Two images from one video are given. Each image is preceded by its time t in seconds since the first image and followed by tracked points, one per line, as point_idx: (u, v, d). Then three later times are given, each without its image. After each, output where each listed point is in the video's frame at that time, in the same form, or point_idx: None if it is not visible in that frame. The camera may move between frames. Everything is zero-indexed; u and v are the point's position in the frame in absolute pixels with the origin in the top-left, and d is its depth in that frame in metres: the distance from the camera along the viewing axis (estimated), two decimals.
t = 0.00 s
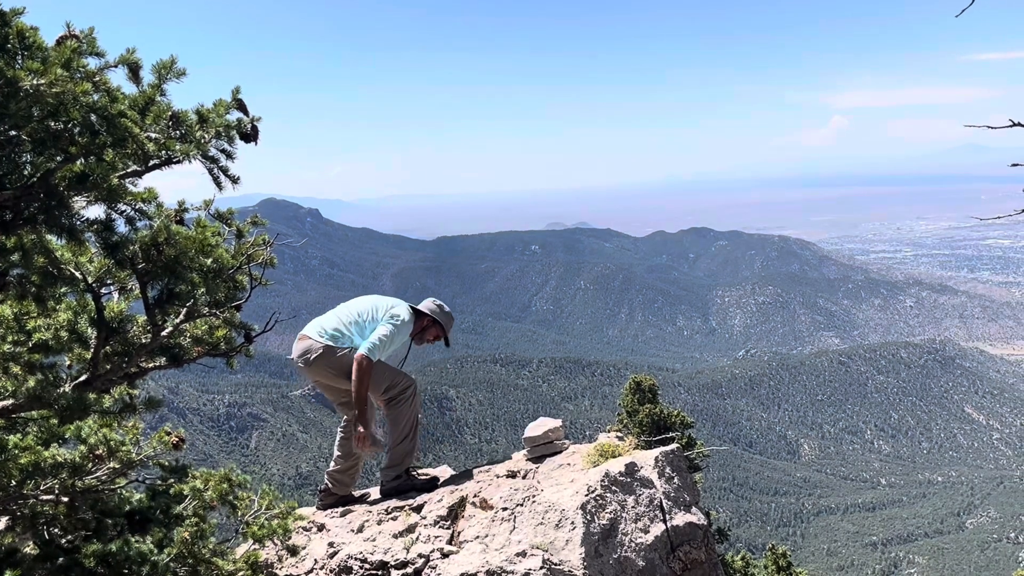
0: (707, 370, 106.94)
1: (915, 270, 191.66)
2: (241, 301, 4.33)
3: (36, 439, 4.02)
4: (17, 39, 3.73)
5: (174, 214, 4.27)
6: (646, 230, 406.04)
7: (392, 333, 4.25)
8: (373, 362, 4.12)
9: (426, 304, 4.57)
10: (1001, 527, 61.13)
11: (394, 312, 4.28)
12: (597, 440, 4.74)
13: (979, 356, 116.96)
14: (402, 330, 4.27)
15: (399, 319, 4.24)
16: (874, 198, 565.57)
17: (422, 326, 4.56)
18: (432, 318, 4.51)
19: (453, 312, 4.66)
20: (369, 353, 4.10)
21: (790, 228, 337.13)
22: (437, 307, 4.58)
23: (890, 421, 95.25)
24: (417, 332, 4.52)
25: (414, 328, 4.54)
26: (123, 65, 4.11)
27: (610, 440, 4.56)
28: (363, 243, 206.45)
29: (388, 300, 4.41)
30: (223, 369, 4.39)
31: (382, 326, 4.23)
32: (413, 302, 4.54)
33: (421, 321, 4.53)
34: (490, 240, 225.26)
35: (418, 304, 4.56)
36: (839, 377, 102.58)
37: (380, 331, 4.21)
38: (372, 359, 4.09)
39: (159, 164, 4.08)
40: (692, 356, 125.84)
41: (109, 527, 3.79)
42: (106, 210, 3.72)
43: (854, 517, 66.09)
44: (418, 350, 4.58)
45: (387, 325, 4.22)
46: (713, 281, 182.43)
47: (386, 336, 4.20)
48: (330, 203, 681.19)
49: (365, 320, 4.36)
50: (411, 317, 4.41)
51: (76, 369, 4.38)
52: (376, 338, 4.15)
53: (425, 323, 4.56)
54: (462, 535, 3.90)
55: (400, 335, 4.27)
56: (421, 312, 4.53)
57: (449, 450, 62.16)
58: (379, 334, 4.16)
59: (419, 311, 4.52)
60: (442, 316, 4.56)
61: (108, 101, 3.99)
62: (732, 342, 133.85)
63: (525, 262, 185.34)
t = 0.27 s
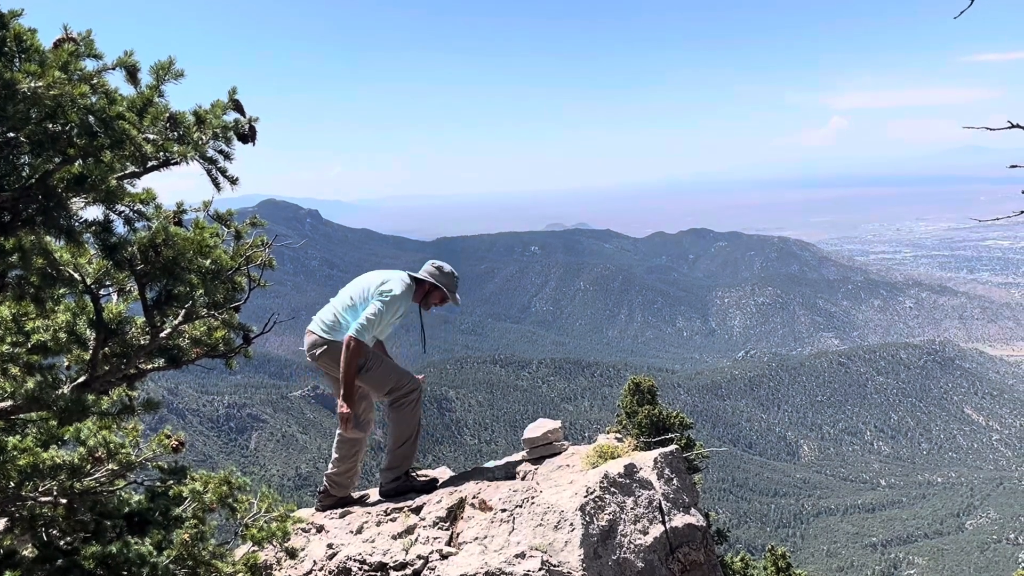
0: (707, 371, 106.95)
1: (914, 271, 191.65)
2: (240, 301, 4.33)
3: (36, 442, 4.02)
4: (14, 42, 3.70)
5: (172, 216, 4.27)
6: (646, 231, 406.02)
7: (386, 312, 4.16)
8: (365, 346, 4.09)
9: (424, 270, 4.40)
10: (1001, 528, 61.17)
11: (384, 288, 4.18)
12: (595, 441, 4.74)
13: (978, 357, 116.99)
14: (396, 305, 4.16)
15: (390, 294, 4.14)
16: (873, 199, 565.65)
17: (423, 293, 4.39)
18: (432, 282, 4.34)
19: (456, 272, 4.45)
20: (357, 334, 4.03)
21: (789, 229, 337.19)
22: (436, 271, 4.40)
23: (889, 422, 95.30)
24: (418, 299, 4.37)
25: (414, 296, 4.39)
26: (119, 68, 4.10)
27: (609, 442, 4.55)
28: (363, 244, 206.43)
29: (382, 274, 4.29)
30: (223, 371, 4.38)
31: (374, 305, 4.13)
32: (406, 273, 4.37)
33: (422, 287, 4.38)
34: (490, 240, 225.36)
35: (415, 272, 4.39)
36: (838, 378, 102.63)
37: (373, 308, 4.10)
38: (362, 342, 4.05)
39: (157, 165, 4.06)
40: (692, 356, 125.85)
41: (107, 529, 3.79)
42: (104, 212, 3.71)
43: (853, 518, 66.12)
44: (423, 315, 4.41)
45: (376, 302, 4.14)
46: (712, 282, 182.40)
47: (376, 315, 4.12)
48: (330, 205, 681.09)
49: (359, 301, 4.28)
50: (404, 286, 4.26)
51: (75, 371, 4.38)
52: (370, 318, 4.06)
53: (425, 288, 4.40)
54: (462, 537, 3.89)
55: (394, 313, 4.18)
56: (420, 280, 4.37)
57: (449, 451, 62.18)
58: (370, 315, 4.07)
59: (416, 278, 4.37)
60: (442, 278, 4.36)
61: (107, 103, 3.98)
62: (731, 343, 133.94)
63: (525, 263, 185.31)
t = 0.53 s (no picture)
0: (707, 372, 106.95)
1: (914, 273, 191.63)
2: (240, 302, 4.34)
3: (34, 446, 4.02)
4: (14, 45, 3.70)
5: (171, 217, 4.26)
6: (645, 233, 406.12)
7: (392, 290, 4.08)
8: (375, 330, 4.04)
9: (427, 237, 4.26)
10: (1001, 530, 61.21)
11: (387, 264, 4.08)
12: (595, 443, 4.74)
13: (978, 359, 117.00)
14: (401, 280, 4.08)
15: (392, 271, 4.04)
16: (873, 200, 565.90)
17: (428, 259, 4.25)
18: (436, 250, 4.21)
19: (459, 234, 4.30)
20: (366, 316, 3.98)
21: (789, 231, 337.37)
22: (440, 237, 4.25)
23: (889, 424, 95.32)
24: (422, 266, 4.22)
25: (419, 263, 4.24)
26: (119, 69, 4.09)
27: (608, 444, 4.56)
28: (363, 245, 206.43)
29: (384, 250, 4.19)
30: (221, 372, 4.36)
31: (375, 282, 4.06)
32: (409, 242, 4.25)
33: (425, 255, 4.24)
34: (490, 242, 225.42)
35: (417, 242, 4.26)
36: (838, 380, 102.59)
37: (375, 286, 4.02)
38: (372, 324, 3.99)
39: (156, 167, 4.05)
40: (692, 358, 125.86)
41: (106, 530, 3.79)
42: (104, 213, 3.70)
43: (853, 520, 66.13)
44: (432, 284, 4.28)
45: (379, 281, 4.04)
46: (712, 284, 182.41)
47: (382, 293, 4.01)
48: (330, 206, 681.18)
49: (364, 281, 4.22)
50: (408, 258, 4.14)
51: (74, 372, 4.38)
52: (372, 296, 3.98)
53: (429, 254, 4.26)
54: (461, 539, 3.88)
55: (399, 289, 4.08)
56: (423, 248, 4.23)
57: (449, 454, 62.15)
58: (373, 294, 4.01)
59: (419, 250, 4.23)
60: (446, 245, 4.22)
61: (106, 105, 3.97)
62: (731, 345, 133.92)
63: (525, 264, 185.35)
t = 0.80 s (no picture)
0: (708, 376, 106.91)
1: (915, 276, 191.52)
2: (239, 305, 4.32)
3: (34, 449, 4.03)
4: (12, 48, 3.69)
5: (171, 221, 4.24)
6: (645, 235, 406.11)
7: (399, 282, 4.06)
8: (385, 322, 4.03)
9: (430, 227, 4.25)
10: (1002, 534, 61.17)
11: (390, 255, 4.07)
12: (595, 446, 4.75)
13: (978, 362, 116.89)
14: (405, 269, 4.06)
15: (397, 262, 4.02)
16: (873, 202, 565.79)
17: (432, 249, 4.22)
18: (439, 239, 4.18)
19: (463, 223, 4.26)
20: (374, 308, 3.96)
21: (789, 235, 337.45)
22: (443, 226, 4.23)
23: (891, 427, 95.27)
24: (426, 255, 4.20)
25: (423, 252, 4.21)
26: (117, 73, 4.09)
27: (609, 447, 4.57)
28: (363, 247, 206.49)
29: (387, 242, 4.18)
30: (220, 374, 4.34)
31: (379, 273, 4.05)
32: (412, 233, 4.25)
33: (429, 243, 4.20)
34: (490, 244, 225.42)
35: (421, 231, 4.25)
36: (839, 383, 102.56)
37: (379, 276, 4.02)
38: (379, 317, 3.98)
39: (156, 170, 4.05)
40: (693, 361, 125.71)
41: (105, 532, 3.79)
42: (103, 217, 3.68)
43: (855, 524, 66.02)
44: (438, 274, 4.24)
45: (383, 274, 4.02)
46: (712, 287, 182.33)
47: (388, 285, 4.00)
48: (330, 208, 681.40)
49: (370, 276, 4.23)
50: (412, 248, 4.14)
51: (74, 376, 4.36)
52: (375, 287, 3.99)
53: (433, 245, 4.22)
54: (462, 542, 3.87)
55: (403, 280, 4.07)
56: (427, 238, 4.22)
57: (450, 457, 62.11)
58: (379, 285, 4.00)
59: (423, 239, 4.20)
60: (451, 232, 4.19)
61: (105, 109, 3.95)
62: (731, 348, 133.91)
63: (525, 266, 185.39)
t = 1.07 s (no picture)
0: (709, 380, 106.85)
1: (916, 280, 191.25)
2: (240, 307, 4.32)
3: (37, 452, 4.05)
4: (15, 51, 3.70)
5: (172, 223, 4.24)
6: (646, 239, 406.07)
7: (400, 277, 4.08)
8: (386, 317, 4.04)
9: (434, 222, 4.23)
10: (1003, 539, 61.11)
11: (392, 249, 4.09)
12: (597, 452, 4.75)
13: (979, 366, 116.69)
14: (407, 263, 4.06)
15: (398, 257, 4.03)
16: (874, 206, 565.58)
17: (436, 244, 4.20)
18: (442, 234, 4.15)
19: (465, 217, 4.23)
20: (373, 302, 3.99)
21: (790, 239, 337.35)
22: (446, 219, 4.19)
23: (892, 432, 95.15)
24: (429, 250, 4.19)
25: (426, 248, 4.20)
26: (119, 75, 4.08)
27: (610, 452, 4.57)
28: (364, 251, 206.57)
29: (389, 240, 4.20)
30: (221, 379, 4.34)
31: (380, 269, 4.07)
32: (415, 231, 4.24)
33: (432, 238, 4.20)
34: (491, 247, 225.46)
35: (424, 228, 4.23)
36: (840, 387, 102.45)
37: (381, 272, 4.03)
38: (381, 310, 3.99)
39: (158, 174, 4.06)
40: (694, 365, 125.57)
41: (107, 537, 3.77)
42: (103, 220, 3.66)
43: (856, 528, 65.94)
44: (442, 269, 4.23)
45: (383, 267, 4.04)
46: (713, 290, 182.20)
47: (388, 279, 4.02)
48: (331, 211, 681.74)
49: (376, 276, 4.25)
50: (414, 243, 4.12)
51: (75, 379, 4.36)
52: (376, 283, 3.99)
53: (437, 241, 4.21)
54: (463, 546, 3.86)
55: (406, 274, 4.07)
56: (430, 234, 4.20)
57: (451, 461, 62.03)
58: (380, 280, 4.01)
59: (425, 235, 4.19)
60: (453, 226, 4.16)
61: (105, 111, 3.95)
62: (732, 352, 133.76)
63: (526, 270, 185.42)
